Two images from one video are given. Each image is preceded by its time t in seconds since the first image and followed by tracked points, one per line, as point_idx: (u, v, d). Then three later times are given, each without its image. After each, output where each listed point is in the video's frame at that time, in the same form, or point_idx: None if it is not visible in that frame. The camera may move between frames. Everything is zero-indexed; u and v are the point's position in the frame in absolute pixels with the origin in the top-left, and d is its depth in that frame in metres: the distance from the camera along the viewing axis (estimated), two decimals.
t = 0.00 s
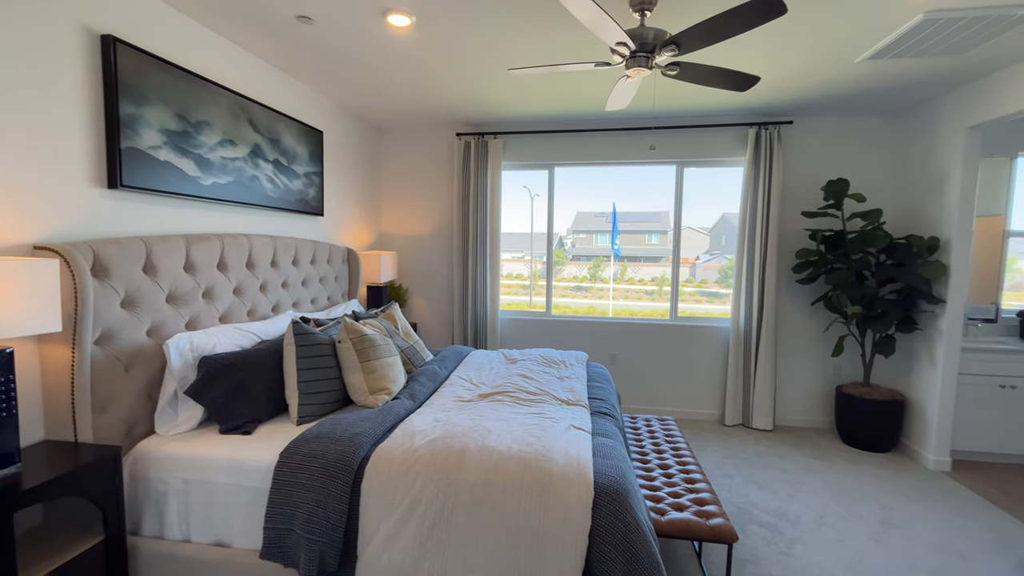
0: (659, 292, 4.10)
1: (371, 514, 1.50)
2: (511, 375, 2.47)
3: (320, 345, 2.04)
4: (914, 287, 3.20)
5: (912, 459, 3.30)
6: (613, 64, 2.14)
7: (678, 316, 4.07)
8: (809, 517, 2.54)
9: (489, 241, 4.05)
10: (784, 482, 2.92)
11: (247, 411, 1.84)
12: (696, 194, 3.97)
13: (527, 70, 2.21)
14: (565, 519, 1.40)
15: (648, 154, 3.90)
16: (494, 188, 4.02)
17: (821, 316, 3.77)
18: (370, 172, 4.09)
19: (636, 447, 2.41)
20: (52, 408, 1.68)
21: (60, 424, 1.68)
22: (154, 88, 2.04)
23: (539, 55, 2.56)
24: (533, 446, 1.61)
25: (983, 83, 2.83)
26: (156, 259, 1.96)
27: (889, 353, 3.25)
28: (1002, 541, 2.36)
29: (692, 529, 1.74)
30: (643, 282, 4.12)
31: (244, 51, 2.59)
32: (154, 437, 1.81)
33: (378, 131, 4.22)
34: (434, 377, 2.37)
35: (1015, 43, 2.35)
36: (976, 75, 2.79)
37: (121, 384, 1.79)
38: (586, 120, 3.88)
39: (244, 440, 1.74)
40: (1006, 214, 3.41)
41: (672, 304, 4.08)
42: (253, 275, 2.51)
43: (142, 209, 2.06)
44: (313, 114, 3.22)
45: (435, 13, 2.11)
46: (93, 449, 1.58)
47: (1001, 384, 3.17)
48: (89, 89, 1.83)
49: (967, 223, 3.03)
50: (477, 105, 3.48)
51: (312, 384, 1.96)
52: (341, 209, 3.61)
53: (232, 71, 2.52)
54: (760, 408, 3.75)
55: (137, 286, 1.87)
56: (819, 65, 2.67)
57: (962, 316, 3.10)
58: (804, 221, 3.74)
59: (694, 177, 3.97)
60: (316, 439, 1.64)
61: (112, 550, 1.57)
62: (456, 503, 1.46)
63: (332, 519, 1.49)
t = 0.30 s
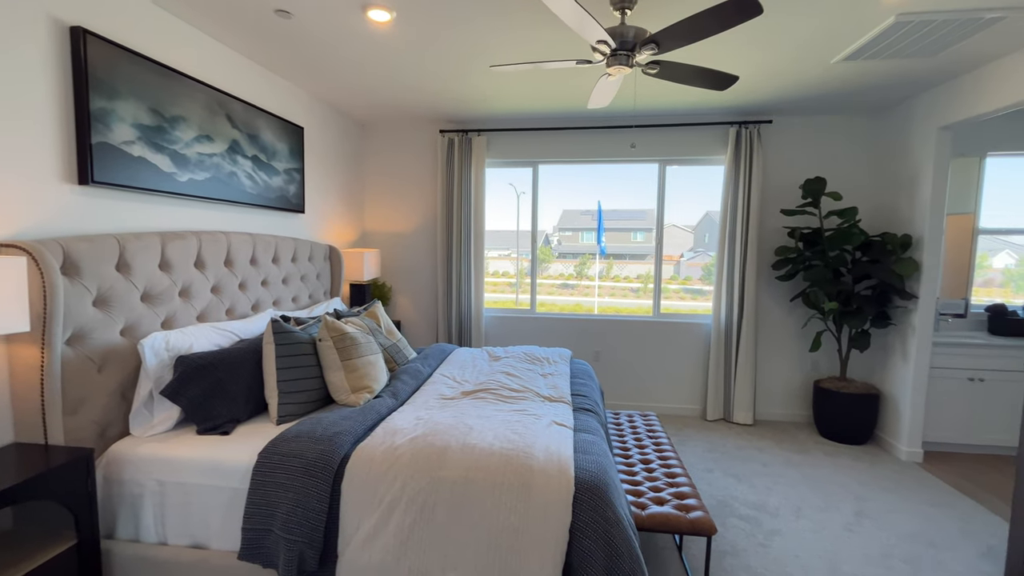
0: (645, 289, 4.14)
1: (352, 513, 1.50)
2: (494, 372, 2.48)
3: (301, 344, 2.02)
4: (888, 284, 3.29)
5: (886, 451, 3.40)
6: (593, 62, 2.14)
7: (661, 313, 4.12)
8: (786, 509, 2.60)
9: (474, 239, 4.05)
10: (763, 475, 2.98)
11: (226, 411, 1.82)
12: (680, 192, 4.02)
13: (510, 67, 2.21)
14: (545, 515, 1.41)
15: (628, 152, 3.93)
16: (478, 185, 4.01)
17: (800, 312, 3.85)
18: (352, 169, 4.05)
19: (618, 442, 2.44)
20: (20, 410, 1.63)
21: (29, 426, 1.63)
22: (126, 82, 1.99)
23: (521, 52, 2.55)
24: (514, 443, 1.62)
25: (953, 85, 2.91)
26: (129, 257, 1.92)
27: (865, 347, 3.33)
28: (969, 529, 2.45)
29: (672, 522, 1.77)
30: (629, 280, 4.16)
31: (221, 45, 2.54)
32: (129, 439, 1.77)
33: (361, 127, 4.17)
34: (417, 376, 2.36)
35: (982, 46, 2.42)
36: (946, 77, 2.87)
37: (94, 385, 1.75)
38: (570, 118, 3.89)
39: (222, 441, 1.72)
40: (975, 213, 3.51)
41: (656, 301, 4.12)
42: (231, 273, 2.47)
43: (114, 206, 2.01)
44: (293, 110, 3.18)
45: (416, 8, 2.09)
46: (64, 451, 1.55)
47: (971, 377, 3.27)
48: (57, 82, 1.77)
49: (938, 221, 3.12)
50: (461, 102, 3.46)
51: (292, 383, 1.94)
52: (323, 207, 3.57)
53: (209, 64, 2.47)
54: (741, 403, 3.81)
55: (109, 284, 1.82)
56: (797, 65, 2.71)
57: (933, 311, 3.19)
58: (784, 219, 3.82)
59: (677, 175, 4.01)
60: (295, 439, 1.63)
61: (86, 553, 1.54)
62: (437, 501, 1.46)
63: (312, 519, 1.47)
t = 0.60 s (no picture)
0: (630, 286, 4.19)
1: (333, 510, 1.50)
2: (478, 369, 2.48)
3: (282, 341, 2.01)
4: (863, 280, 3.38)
5: (861, 442, 3.49)
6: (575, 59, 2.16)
7: (645, 309, 4.17)
8: (764, 499, 2.67)
9: (459, 236, 4.04)
10: (743, 468, 3.05)
11: (205, 410, 1.79)
12: (664, 190, 4.07)
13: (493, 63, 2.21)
14: (526, 508, 1.43)
15: (609, 149, 3.97)
16: (462, 182, 4.01)
17: (779, 308, 3.93)
18: (335, 165, 4.01)
19: (601, 437, 2.47)
20: None
21: None
22: (99, 75, 1.95)
23: (504, 48, 2.55)
24: (496, 438, 1.63)
25: (924, 87, 3.00)
26: (104, 255, 1.88)
27: (841, 342, 3.42)
28: (937, 516, 2.54)
29: (652, 514, 1.81)
30: (614, 277, 4.20)
31: (199, 38, 2.49)
32: (105, 440, 1.74)
33: (344, 123, 4.13)
34: (400, 373, 2.36)
35: (951, 49, 2.50)
36: (917, 78, 2.95)
37: (68, 385, 1.72)
38: (555, 115, 3.91)
39: (201, 440, 1.70)
40: (946, 211, 3.62)
41: (640, 297, 4.17)
42: (210, 271, 2.44)
43: (87, 202, 1.97)
44: (274, 105, 3.14)
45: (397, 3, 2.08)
46: (36, 452, 1.52)
47: (941, 370, 3.38)
48: (26, 74, 1.73)
49: (911, 219, 3.21)
50: (445, 98, 3.45)
51: (273, 381, 1.92)
52: (304, 203, 3.53)
53: (186, 58, 2.42)
54: (722, 397, 3.89)
55: (83, 282, 1.79)
56: (775, 65, 2.77)
57: (906, 306, 3.29)
58: (764, 217, 3.89)
59: (661, 173, 4.06)
60: (276, 437, 1.62)
61: (60, 555, 1.51)
62: (418, 496, 1.47)
63: (292, 517, 1.47)
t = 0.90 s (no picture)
0: (618, 283, 4.20)
1: (318, 511, 1.48)
2: (466, 366, 2.47)
3: (265, 341, 1.97)
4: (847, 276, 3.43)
5: (844, 436, 3.55)
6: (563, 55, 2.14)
7: (633, 306, 4.19)
8: (750, 494, 2.70)
9: (447, 233, 4.02)
10: (729, 462, 3.08)
11: (187, 410, 1.76)
12: (651, 187, 4.08)
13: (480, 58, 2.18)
14: (514, 506, 1.42)
15: (597, 146, 3.97)
16: (450, 178, 3.98)
17: (765, 304, 3.98)
18: (321, 161, 3.96)
19: (589, 433, 2.48)
20: None
21: None
22: (74, 67, 1.89)
23: (492, 43, 2.53)
24: (484, 437, 1.62)
25: (906, 86, 3.04)
26: (80, 252, 1.83)
27: (824, 337, 3.47)
28: (918, 507, 2.59)
29: (640, 511, 1.81)
30: (603, 274, 4.21)
31: (179, 30, 2.43)
32: (82, 442, 1.69)
33: (329, 118, 4.08)
34: (387, 371, 2.34)
35: (933, 48, 2.54)
36: (900, 77, 3.00)
37: (43, 386, 1.67)
38: (544, 112, 3.90)
39: (183, 442, 1.67)
40: (926, 208, 3.69)
41: (628, 294, 4.18)
42: (192, 269, 2.39)
43: (63, 198, 1.91)
44: (257, 99, 3.08)
45: None
46: (10, 455, 1.47)
47: (922, 364, 3.44)
48: None
49: (893, 216, 3.26)
50: (433, 94, 3.42)
51: (256, 381, 1.89)
52: (289, 200, 3.48)
53: (165, 50, 2.36)
54: (709, 393, 3.92)
55: (58, 280, 1.74)
56: (761, 63, 2.79)
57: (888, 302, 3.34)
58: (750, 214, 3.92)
59: (649, 170, 4.07)
60: (259, 438, 1.59)
61: (37, 561, 1.47)
62: (405, 496, 1.46)
63: (277, 519, 1.45)
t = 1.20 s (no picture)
0: (611, 280, 4.15)
1: (306, 519, 1.41)
2: (459, 365, 2.41)
3: (251, 340, 1.89)
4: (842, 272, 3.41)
5: (840, 433, 3.54)
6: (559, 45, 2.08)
7: (627, 303, 4.15)
8: (748, 493, 2.67)
9: (439, 229, 3.94)
10: (726, 461, 3.05)
11: (167, 414, 1.68)
12: (645, 182, 4.03)
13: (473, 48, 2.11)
14: (511, 513, 1.37)
15: (593, 140, 3.91)
16: (442, 173, 3.90)
17: (760, 301, 3.95)
18: (309, 155, 3.86)
19: (586, 433, 2.43)
20: None
21: None
22: (46, 54, 1.79)
23: (485, 33, 2.46)
24: (478, 440, 1.56)
25: (904, 80, 3.02)
26: (53, 248, 1.74)
27: (820, 334, 3.46)
28: (915, 505, 2.57)
29: (639, 513, 1.77)
30: (595, 271, 4.16)
31: (160, 17, 2.34)
32: (57, 448, 1.61)
33: (318, 111, 3.98)
34: (378, 371, 2.27)
35: (933, 41, 2.51)
36: (898, 71, 2.97)
37: (14, 390, 1.59)
38: (537, 105, 3.83)
39: (164, 447, 1.59)
40: (921, 204, 3.68)
41: (622, 291, 4.14)
42: (175, 266, 2.30)
43: (35, 192, 1.82)
44: (243, 91, 2.98)
45: None
46: None
47: (916, 361, 3.43)
48: None
49: (889, 212, 3.24)
50: (424, 86, 3.34)
51: (241, 383, 1.81)
52: (277, 195, 3.38)
53: (145, 38, 2.26)
54: (704, 390, 3.89)
55: (30, 278, 1.65)
56: (760, 56, 2.74)
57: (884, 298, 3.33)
58: (745, 210, 3.89)
59: (642, 166, 4.02)
60: (243, 442, 1.52)
61: None
62: (397, 503, 1.40)
63: (262, 528, 1.38)
